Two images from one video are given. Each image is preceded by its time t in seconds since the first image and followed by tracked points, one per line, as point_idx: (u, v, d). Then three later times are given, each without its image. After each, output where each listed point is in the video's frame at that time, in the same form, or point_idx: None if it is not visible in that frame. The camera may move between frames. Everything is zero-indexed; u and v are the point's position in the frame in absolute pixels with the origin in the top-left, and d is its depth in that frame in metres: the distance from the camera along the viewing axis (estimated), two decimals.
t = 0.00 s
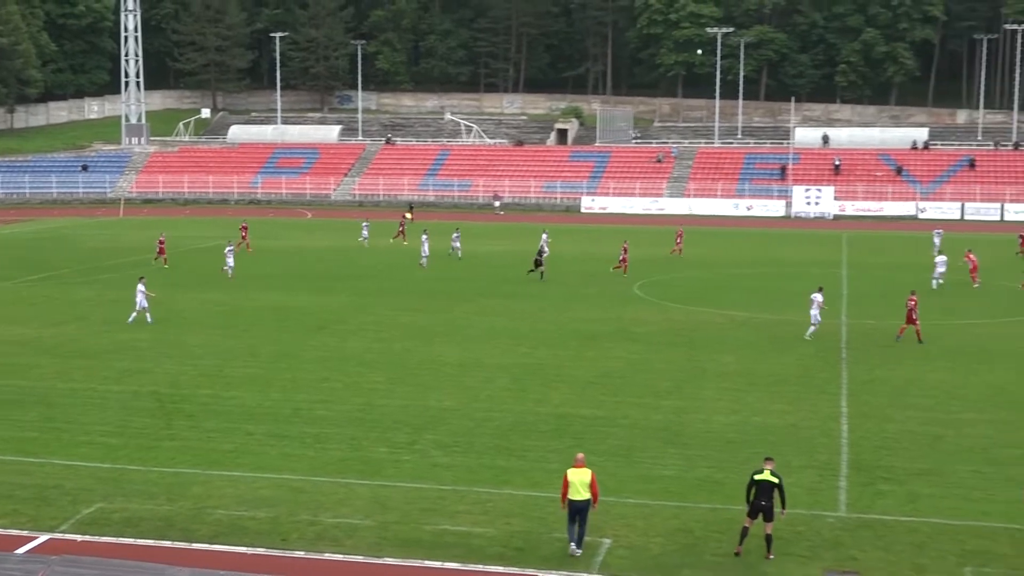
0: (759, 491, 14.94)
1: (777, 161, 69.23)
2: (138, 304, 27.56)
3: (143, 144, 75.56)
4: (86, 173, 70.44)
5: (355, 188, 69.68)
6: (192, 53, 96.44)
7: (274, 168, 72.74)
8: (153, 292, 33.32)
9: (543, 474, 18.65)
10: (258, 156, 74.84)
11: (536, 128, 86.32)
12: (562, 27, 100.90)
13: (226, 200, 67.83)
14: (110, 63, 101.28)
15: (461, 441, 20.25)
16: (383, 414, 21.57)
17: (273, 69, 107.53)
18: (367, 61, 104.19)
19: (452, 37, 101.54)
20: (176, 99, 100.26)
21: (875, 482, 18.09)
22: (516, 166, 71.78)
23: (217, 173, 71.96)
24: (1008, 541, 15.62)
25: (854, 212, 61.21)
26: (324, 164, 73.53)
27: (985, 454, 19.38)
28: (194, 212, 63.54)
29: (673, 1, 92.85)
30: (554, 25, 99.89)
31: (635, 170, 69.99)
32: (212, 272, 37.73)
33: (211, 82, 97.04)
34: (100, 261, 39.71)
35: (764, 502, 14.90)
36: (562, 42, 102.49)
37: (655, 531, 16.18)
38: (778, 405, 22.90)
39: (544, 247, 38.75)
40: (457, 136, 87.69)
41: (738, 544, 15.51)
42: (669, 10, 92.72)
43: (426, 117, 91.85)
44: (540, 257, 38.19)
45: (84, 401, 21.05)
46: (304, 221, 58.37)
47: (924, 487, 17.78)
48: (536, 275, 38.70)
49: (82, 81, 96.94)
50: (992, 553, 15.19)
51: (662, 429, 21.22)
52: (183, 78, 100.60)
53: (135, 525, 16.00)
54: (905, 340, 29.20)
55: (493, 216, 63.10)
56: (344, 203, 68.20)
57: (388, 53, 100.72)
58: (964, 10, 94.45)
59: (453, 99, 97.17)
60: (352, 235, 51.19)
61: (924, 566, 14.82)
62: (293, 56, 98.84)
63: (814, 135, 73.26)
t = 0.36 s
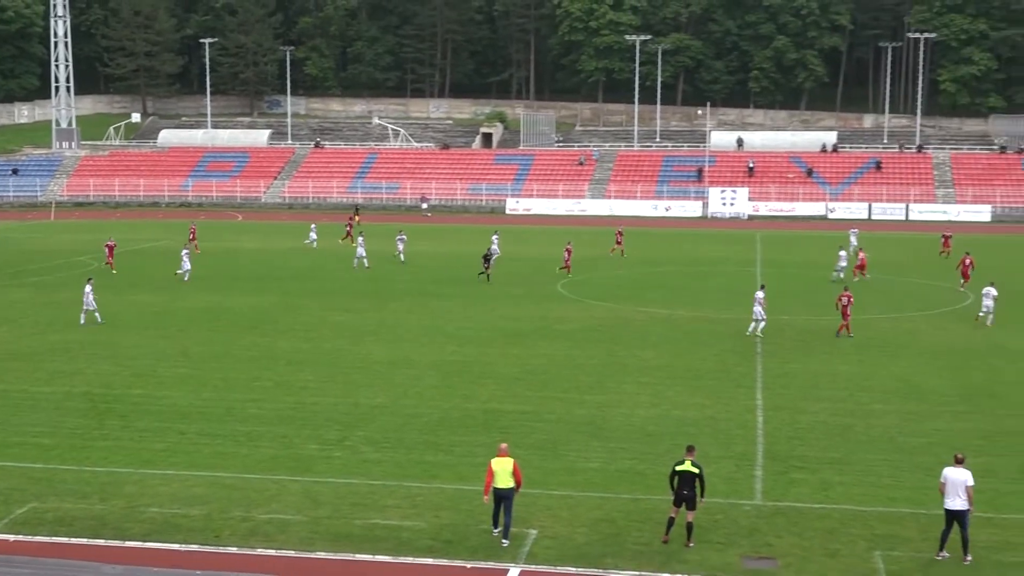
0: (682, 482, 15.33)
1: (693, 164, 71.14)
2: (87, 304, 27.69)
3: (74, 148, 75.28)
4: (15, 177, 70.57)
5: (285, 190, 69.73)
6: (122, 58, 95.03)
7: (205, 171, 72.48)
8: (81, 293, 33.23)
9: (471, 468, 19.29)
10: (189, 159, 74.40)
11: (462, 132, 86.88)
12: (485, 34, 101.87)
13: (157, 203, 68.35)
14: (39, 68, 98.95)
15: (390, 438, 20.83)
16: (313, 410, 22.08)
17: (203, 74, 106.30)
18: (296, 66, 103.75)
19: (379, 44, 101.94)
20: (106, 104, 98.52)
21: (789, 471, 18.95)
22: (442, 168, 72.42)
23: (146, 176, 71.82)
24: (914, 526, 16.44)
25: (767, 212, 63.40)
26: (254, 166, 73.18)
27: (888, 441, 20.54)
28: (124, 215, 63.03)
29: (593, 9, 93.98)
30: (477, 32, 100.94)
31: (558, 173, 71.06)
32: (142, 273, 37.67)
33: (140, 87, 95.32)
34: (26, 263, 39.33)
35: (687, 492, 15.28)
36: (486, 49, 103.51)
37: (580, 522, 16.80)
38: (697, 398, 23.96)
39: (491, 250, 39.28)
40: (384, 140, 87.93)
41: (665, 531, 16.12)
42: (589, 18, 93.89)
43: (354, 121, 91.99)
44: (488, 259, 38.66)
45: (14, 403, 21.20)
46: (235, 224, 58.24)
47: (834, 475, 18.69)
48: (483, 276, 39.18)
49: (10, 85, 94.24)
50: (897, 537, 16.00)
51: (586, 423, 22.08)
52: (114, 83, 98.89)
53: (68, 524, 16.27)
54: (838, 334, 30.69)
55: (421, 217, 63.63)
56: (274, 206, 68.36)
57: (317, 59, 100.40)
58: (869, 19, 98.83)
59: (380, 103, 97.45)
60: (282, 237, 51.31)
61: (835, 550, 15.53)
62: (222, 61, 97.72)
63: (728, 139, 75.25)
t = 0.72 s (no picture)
0: (615, 470, 15.98)
1: (627, 164, 72.63)
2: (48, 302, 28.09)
3: (17, 149, 73.89)
4: None
5: (229, 191, 69.90)
6: (64, 60, 93.47)
7: (149, 172, 72.95)
8: (25, 292, 33.38)
9: (413, 459, 19.81)
10: (133, 160, 74.77)
11: (402, 134, 87.30)
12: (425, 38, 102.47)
13: (102, 203, 68.33)
14: None
15: (334, 431, 21.31)
16: (258, 405, 22.57)
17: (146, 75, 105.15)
18: (239, 68, 103.26)
19: (320, 47, 101.84)
20: (49, 105, 96.83)
21: (721, 460, 19.73)
22: (383, 168, 72.96)
23: (91, 176, 72.01)
24: (841, 511, 17.00)
25: (699, 211, 65.04)
26: (198, 167, 73.65)
27: (813, 428, 21.57)
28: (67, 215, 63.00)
29: (530, 13, 94.63)
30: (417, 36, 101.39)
31: (496, 173, 71.85)
32: (85, 272, 37.78)
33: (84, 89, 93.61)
34: None
35: (620, 480, 15.93)
36: (427, 52, 103.95)
37: (521, 513, 17.22)
38: (632, 390, 24.90)
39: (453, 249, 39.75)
40: (325, 141, 88.05)
41: (601, 520, 16.54)
42: (526, 22, 94.61)
43: (296, 122, 91.90)
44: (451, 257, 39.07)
45: None
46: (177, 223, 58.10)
47: (764, 463, 19.46)
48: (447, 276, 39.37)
49: None
50: (824, 522, 16.53)
51: (525, 415, 22.83)
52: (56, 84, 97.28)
53: (14, 520, 16.56)
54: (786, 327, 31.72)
55: (363, 216, 64.15)
56: (217, 206, 68.50)
57: (259, 61, 99.86)
58: (794, 24, 102.32)
59: (322, 105, 96.46)
60: (223, 236, 51.54)
61: (766, 535, 15.97)
62: (164, 63, 96.70)
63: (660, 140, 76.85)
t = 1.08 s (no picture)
0: (568, 465, 16.22)
1: (581, 161, 73.03)
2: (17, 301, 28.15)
3: None
4: None
5: (183, 188, 69.40)
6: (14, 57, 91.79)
7: (101, 170, 72.53)
8: None
9: (369, 456, 19.92)
10: (85, 159, 74.42)
11: (357, 131, 86.91)
12: (380, 35, 102.04)
13: (54, 201, 67.43)
14: None
15: (290, 429, 21.36)
16: (213, 403, 22.54)
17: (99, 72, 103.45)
18: (192, 66, 102.00)
19: (274, 44, 100.94)
20: None
21: (675, 454, 20.10)
22: (339, 165, 72.69)
23: (42, 175, 71.38)
24: (793, 504, 17.37)
25: (652, 207, 65.82)
26: (151, 165, 73.20)
27: (764, 422, 22.01)
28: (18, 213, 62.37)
29: (483, 11, 94.66)
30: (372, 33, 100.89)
31: (451, 170, 71.88)
32: (37, 270, 37.38)
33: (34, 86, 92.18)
34: None
35: (574, 474, 16.19)
36: (382, 50, 103.46)
37: (477, 509, 17.40)
38: (588, 385, 25.24)
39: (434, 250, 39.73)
40: (281, 139, 87.42)
41: (557, 515, 16.79)
42: (480, 20, 94.56)
43: (251, 120, 91.12)
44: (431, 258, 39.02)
45: None
46: (130, 220, 57.59)
47: (719, 457, 19.84)
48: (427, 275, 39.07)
49: None
50: (776, 514, 16.90)
51: (482, 411, 23.02)
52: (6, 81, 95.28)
53: None
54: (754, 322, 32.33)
55: (318, 213, 63.90)
56: (172, 204, 68.03)
57: (213, 58, 98.66)
58: (745, 22, 103.73)
59: (276, 102, 95.73)
60: (177, 233, 51.14)
61: (720, 528, 16.29)
62: (116, 60, 95.33)
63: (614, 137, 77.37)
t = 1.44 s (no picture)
0: (533, 462, 16.33)
1: (545, 158, 73.16)
2: None
3: None
4: None
5: (144, 186, 68.73)
6: None
7: (61, 168, 71.58)
8: None
9: (334, 454, 19.90)
10: (45, 157, 73.45)
11: (321, 129, 86.44)
12: (343, 32, 101.54)
13: (13, 199, 66.71)
14: None
15: (254, 428, 21.28)
16: (176, 403, 22.41)
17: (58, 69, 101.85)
18: (153, 63, 100.82)
19: (236, 41, 100.13)
20: None
21: (640, 450, 20.29)
22: (302, 163, 72.28)
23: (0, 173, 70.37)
24: (757, 499, 17.61)
25: (616, 204, 66.32)
26: (112, 163, 72.39)
27: (727, 418, 22.30)
28: None
29: (447, 8, 94.65)
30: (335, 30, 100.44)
31: (415, 168, 71.78)
32: None
33: None
34: None
35: (538, 471, 16.30)
36: (346, 47, 102.92)
37: (443, 507, 17.47)
38: (553, 381, 25.41)
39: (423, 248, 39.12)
40: (243, 136, 86.76)
41: (523, 513, 16.91)
42: (444, 18, 94.52)
43: (213, 117, 90.31)
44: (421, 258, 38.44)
45: None
46: (91, 218, 57.05)
47: (683, 453, 20.07)
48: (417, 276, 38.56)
49: None
50: (740, 510, 17.13)
51: (447, 409, 23.08)
52: None
53: None
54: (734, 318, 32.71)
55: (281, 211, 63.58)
56: (133, 202, 67.41)
57: (174, 55, 97.52)
58: (708, 20, 104.70)
59: (239, 100, 95.00)
60: (140, 232, 50.66)
61: (684, 524, 16.49)
62: (75, 57, 94.04)
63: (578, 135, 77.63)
